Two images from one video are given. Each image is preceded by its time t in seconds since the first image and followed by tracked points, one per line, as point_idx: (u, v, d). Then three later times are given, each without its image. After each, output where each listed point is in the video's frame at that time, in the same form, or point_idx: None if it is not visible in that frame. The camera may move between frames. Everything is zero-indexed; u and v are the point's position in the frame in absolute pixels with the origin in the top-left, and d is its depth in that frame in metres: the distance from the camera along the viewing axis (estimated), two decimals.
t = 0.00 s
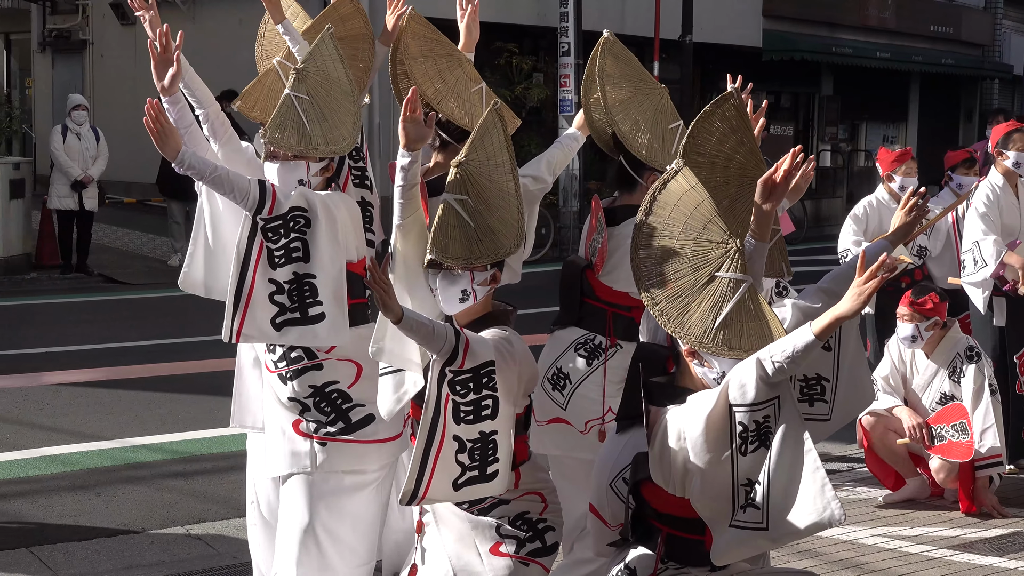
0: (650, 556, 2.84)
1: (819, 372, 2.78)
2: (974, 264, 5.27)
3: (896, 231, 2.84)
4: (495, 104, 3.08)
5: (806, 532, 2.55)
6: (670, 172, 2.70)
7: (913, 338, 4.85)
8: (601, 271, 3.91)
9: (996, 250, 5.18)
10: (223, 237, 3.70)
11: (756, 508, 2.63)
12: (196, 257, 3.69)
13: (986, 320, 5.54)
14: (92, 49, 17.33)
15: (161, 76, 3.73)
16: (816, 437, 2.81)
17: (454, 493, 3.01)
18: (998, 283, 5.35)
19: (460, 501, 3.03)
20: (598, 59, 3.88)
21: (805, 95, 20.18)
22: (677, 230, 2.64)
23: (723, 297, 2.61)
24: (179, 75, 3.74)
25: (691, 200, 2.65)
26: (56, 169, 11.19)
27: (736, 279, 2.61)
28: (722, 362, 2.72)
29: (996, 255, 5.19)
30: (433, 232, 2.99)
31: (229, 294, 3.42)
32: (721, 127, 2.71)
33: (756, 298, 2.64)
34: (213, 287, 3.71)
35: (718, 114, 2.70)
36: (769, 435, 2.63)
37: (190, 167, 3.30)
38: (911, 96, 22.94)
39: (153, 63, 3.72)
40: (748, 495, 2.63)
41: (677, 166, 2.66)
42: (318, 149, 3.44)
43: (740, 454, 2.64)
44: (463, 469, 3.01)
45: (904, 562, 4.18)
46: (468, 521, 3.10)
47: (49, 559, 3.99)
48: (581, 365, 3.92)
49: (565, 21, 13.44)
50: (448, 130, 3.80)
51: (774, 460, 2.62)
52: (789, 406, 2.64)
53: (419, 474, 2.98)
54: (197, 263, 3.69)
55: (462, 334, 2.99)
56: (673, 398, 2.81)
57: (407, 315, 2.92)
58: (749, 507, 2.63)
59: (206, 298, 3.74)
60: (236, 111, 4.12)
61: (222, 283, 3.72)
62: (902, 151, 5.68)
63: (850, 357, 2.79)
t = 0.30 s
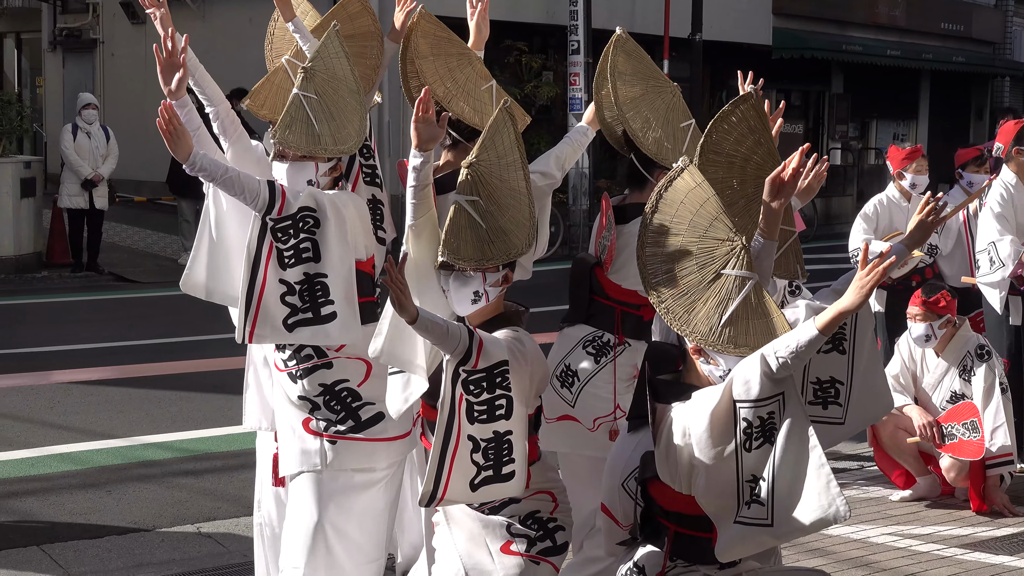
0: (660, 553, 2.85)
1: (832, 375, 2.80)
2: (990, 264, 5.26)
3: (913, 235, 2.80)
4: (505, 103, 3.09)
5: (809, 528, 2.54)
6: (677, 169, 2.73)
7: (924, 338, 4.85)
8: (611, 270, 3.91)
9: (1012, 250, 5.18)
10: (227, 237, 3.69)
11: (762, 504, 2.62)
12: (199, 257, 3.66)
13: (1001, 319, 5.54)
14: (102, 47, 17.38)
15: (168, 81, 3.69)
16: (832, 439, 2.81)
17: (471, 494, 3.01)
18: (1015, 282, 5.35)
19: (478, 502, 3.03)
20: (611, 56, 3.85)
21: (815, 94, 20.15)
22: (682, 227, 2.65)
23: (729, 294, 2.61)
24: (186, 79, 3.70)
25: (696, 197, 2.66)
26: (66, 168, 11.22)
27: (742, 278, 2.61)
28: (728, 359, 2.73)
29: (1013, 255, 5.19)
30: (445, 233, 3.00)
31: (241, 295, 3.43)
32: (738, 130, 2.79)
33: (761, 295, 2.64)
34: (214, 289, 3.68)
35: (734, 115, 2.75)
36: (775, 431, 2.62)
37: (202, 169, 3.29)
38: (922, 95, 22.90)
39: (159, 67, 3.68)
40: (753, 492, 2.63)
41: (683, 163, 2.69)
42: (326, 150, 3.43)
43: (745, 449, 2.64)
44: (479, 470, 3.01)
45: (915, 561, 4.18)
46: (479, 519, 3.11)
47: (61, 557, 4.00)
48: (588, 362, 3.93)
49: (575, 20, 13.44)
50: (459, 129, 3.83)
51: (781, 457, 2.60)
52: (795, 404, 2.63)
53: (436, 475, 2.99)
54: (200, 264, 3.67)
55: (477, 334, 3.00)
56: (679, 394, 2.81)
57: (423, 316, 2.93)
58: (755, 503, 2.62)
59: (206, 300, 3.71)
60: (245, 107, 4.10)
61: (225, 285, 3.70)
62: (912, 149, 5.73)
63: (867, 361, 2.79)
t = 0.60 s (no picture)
0: (672, 553, 2.86)
1: (844, 370, 2.79)
2: (1009, 264, 5.34)
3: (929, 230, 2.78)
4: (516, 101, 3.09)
5: (818, 527, 2.53)
6: (688, 168, 2.75)
7: (938, 338, 4.84)
8: (621, 269, 3.91)
9: None
10: (237, 238, 3.68)
11: (771, 502, 2.62)
12: (207, 258, 3.65)
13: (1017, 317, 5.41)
14: (113, 46, 17.40)
15: (185, 83, 3.70)
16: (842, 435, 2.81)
17: (482, 495, 3.01)
18: None
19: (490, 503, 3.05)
20: (625, 54, 3.87)
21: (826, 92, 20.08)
22: (694, 223, 2.65)
23: (740, 292, 2.61)
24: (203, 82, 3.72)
25: (707, 194, 2.67)
26: (79, 167, 11.26)
27: (753, 276, 2.60)
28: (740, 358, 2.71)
29: None
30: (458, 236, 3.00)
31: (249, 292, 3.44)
32: (749, 124, 2.83)
33: (773, 293, 2.63)
34: (221, 291, 3.66)
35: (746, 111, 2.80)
36: (785, 429, 2.62)
37: (212, 160, 3.31)
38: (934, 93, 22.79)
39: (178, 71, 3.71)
40: (762, 489, 2.63)
41: (694, 162, 2.71)
42: (336, 151, 3.44)
43: (755, 447, 2.63)
44: (491, 471, 3.02)
45: (927, 560, 4.17)
46: (492, 519, 3.11)
47: (74, 555, 4.02)
48: (599, 360, 3.93)
49: (586, 18, 13.41)
50: (470, 128, 3.85)
51: (790, 454, 2.60)
52: (804, 401, 2.62)
53: (448, 478, 2.98)
54: (208, 263, 3.66)
55: (490, 335, 2.99)
56: (690, 393, 2.81)
57: (437, 320, 2.92)
58: (764, 501, 2.62)
59: (214, 302, 3.69)
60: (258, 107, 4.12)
61: (231, 286, 3.67)
62: (925, 149, 5.72)
63: (881, 356, 2.79)
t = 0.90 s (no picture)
0: (679, 548, 2.91)
1: (849, 366, 2.83)
2: (1017, 263, 5.18)
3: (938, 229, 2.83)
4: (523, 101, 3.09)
5: (824, 522, 2.57)
6: (696, 168, 2.73)
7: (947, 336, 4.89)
8: (632, 267, 3.95)
9: None
10: (253, 237, 3.73)
11: (779, 498, 2.65)
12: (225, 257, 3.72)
13: None
14: (127, 46, 17.47)
15: (199, 82, 3.75)
16: (845, 430, 2.86)
17: (492, 491, 3.06)
18: None
19: (499, 499, 3.09)
20: (637, 53, 3.89)
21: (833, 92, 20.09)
22: (703, 225, 2.67)
23: (746, 293, 2.65)
24: (217, 81, 3.76)
25: (715, 195, 2.68)
26: (94, 166, 11.34)
27: (760, 277, 2.63)
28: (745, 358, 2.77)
29: None
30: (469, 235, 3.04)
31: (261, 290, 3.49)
32: (757, 122, 2.80)
33: (779, 293, 2.67)
34: (238, 288, 3.73)
35: (755, 109, 2.77)
36: (792, 427, 2.66)
37: (222, 160, 3.38)
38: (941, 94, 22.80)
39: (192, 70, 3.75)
40: (770, 486, 2.66)
41: (702, 162, 2.69)
42: (348, 152, 3.49)
43: (762, 444, 2.67)
44: (501, 468, 3.06)
45: (931, 557, 4.22)
46: (501, 515, 3.16)
47: (88, 550, 4.08)
48: (608, 356, 3.97)
49: (596, 20, 13.44)
50: (482, 128, 3.89)
51: (796, 451, 2.64)
52: (810, 399, 2.66)
53: (458, 477, 3.02)
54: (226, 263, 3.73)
55: (500, 334, 3.03)
56: (697, 391, 2.85)
57: (449, 319, 2.96)
58: (771, 498, 2.66)
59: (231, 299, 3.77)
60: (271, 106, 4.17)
61: (248, 282, 3.73)
62: (931, 150, 5.78)
63: (886, 352, 2.82)
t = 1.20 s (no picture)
0: (682, 541, 3.04)
1: (848, 362, 2.95)
2: (1014, 263, 5.28)
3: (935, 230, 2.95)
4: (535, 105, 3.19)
5: (821, 516, 2.70)
6: (699, 170, 2.85)
7: (946, 335, 5.00)
8: (638, 267, 4.08)
9: None
10: (268, 231, 3.86)
11: (777, 492, 2.78)
12: (240, 250, 3.84)
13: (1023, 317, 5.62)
14: (146, 52, 17.65)
15: (223, 76, 3.90)
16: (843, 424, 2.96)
17: (500, 485, 3.18)
18: None
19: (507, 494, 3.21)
20: (642, 59, 4.01)
21: (833, 97, 20.24)
22: (706, 225, 2.78)
23: (747, 292, 2.76)
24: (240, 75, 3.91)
25: (717, 196, 2.80)
26: (112, 168, 11.49)
27: (759, 276, 2.75)
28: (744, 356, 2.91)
29: None
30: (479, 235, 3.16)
31: (273, 281, 3.60)
32: (755, 123, 2.84)
33: (779, 292, 2.79)
34: (253, 279, 3.86)
35: (751, 112, 2.82)
36: (790, 421, 2.78)
37: (239, 154, 3.46)
38: (939, 98, 22.93)
39: (218, 63, 3.91)
40: (768, 480, 2.79)
41: (705, 164, 2.81)
42: (365, 150, 3.59)
43: (761, 439, 2.79)
44: (509, 462, 3.18)
45: (927, 550, 4.34)
46: (509, 508, 3.29)
47: (109, 542, 4.22)
48: (614, 353, 4.09)
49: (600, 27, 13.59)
50: (491, 131, 3.98)
51: (794, 447, 2.76)
52: (808, 393, 2.78)
53: (467, 471, 3.13)
54: (241, 256, 3.85)
55: (506, 333, 3.14)
56: (699, 388, 2.98)
57: (455, 318, 3.06)
58: (770, 491, 2.78)
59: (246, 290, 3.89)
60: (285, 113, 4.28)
61: (262, 274, 3.86)
62: (928, 153, 5.88)
63: (880, 350, 2.96)
